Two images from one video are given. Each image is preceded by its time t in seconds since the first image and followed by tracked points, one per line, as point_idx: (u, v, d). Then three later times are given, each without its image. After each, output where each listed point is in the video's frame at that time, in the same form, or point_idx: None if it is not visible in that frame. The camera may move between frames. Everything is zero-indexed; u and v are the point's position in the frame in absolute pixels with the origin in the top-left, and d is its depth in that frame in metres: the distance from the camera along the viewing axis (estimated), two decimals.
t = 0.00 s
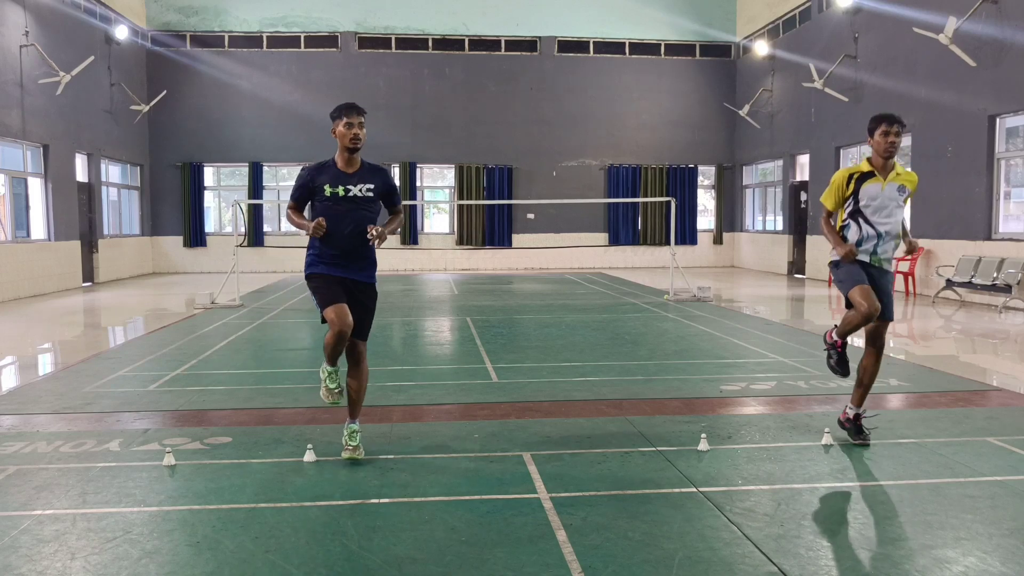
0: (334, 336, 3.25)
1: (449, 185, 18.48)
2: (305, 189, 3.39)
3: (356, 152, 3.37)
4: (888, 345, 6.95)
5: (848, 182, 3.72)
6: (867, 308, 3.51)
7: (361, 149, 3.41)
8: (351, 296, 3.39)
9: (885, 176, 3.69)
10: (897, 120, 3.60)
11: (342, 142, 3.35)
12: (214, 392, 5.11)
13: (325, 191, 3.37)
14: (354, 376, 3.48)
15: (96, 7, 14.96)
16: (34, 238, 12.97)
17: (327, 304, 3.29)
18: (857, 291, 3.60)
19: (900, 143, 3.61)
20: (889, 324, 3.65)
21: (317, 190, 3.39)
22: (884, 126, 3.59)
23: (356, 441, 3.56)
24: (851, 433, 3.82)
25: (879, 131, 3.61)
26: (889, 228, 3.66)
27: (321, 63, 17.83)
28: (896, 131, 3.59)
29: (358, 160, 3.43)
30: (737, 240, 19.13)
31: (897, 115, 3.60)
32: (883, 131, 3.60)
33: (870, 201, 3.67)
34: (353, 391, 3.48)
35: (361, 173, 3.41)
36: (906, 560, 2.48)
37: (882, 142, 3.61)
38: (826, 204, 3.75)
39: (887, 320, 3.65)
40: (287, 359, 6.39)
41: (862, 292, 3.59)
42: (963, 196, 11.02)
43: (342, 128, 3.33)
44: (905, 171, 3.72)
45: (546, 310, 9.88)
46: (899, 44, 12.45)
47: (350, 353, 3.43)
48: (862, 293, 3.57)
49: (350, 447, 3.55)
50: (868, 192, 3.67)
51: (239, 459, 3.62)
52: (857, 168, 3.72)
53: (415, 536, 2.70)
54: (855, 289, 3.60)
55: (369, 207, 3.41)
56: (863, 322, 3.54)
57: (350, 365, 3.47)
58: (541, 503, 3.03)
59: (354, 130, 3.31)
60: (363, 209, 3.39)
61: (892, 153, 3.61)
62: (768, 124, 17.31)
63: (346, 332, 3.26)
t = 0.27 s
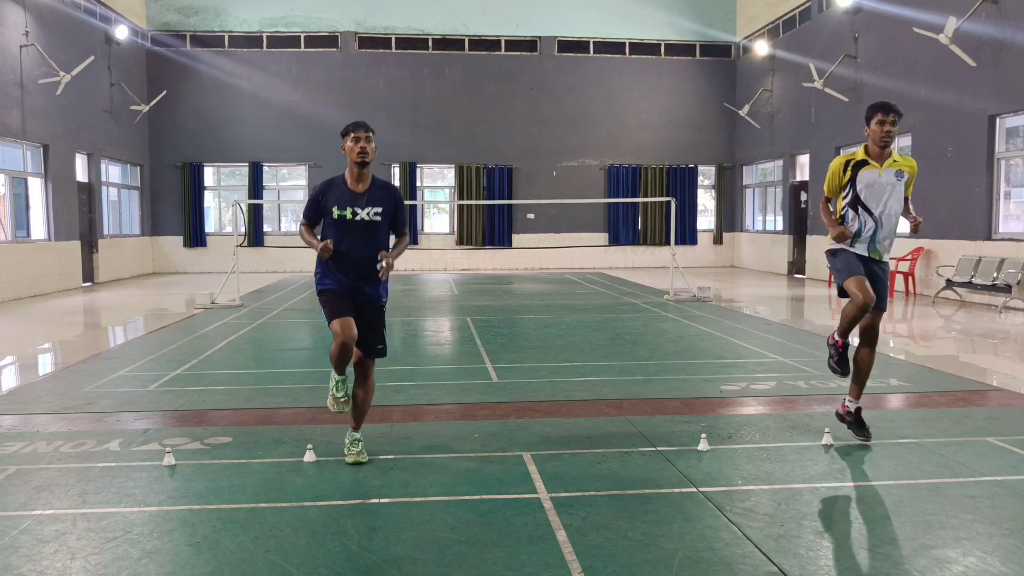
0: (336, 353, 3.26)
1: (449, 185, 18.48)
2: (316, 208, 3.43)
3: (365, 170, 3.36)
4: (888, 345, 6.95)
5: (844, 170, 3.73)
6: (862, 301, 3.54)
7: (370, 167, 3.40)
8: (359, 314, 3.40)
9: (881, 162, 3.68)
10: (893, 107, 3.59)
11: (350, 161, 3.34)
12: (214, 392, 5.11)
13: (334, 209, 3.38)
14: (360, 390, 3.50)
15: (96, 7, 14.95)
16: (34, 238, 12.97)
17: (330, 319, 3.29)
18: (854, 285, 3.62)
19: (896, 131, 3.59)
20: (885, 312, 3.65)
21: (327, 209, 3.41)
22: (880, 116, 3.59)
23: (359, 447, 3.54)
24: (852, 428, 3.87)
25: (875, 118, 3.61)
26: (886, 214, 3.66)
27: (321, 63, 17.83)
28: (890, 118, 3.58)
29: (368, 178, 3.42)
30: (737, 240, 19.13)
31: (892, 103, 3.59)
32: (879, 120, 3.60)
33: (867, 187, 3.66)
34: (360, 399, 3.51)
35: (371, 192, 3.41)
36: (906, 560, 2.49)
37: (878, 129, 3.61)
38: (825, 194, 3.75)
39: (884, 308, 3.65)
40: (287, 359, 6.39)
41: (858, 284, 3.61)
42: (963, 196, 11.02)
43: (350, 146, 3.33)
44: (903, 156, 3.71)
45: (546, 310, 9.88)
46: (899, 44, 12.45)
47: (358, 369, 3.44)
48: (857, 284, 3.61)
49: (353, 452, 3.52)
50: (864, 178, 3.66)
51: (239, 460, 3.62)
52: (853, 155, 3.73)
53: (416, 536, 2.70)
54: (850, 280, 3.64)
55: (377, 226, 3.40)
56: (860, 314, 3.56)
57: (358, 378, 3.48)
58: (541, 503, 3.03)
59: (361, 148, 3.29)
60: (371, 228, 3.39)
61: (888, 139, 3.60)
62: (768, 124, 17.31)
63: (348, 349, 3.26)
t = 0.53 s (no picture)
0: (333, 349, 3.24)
1: (449, 185, 18.48)
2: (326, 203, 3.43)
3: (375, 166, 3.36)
4: (888, 345, 6.94)
5: (841, 198, 3.73)
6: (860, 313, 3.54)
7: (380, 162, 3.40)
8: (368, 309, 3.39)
9: (878, 189, 3.67)
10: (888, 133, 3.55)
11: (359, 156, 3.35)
12: (214, 392, 5.11)
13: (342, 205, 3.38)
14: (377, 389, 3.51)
15: (95, 7, 14.95)
16: (34, 238, 12.97)
17: (332, 314, 3.29)
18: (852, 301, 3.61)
19: (891, 158, 3.56)
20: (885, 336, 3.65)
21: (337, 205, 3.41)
22: (874, 141, 3.56)
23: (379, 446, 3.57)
24: (844, 434, 3.84)
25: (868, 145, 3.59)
26: (882, 243, 3.66)
27: (321, 63, 17.83)
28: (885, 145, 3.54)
29: (378, 174, 3.42)
30: (737, 240, 19.13)
31: (888, 130, 3.55)
32: (873, 147, 3.57)
33: (862, 215, 3.66)
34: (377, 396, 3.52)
35: (381, 187, 3.40)
36: (906, 560, 2.48)
37: (873, 157, 3.58)
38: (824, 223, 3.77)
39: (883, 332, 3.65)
40: (287, 359, 6.38)
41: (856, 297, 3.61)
42: (963, 196, 11.02)
43: (359, 142, 3.33)
44: (900, 181, 3.69)
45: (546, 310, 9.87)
46: (899, 44, 12.45)
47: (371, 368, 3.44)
48: (856, 297, 3.60)
49: (372, 449, 3.56)
50: (860, 206, 3.65)
51: (239, 460, 3.62)
52: (850, 182, 3.73)
53: (416, 536, 2.70)
54: (849, 295, 3.62)
55: (387, 222, 3.39)
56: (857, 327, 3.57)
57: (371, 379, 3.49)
58: (541, 503, 3.03)
59: (370, 144, 3.30)
60: (381, 223, 3.38)
61: (883, 167, 3.58)
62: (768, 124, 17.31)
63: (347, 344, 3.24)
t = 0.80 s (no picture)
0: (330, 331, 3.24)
1: (449, 185, 18.47)
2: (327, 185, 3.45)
3: (377, 150, 3.37)
4: (888, 345, 6.94)
5: (843, 178, 3.74)
6: (859, 304, 3.54)
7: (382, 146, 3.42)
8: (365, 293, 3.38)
9: (880, 171, 3.68)
10: (892, 114, 3.56)
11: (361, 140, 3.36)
12: (214, 392, 5.11)
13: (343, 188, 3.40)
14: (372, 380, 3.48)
15: (95, 7, 14.95)
16: (34, 238, 12.97)
17: (328, 298, 3.31)
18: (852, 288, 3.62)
19: (895, 140, 3.57)
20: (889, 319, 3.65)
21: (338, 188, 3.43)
22: (878, 125, 3.55)
23: (378, 443, 3.58)
24: (861, 434, 3.81)
25: (871, 127, 3.59)
26: (883, 223, 3.66)
27: (321, 63, 17.83)
28: (889, 125, 3.54)
29: (379, 160, 3.43)
30: (737, 240, 19.13)
31: (892, 109, 3.55)
32: (876, 127, 3.57)
33: (866, 195, 3.66)
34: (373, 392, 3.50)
35: (382, 170, 3.42)
36: (906, 560, 2.49)
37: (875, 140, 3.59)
38: (824, 203, 3.76)
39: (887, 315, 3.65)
40: (287, 359, 6.38)
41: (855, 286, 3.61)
42: (963, 197, 11.02)
43: (361, 126, 3.35)
44: (901, 164, 3.69)
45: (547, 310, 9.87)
46: (899, 44, 12.45)
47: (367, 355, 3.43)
48: (856, 286, 3.60)
49: (371, 448, 3.56)
50: (862, 186, 3.66)
51: (239, 460, 3.62)
52: (852, 163, 3.74)
53: (416, 536, 2.70)
54: (847, 283, 3.64)
55: (386, 206, 3.40)
56: (857, 317, 3.57)
57: (367, 368, 3.47)
58: (541, 502, 3.03)
59: (371, 129, 3.31)
60: (381, 207, 3.39)
61: (888, 148, 3.58)
62: (768, 124, 17.31)
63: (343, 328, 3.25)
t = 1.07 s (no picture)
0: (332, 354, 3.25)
1: (449, 185, 18.47)
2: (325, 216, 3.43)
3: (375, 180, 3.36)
4: (888, 345, 6.94)
5: (840, 173, 3.72)
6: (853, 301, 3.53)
7: (381, 176, 3.41)
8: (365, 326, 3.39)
9: (876, 166, 3.65)
10: (888, 109, 3.52)
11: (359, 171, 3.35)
12: (213, 392, 5.11)
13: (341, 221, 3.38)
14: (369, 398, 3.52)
15: (96, 7, 14.95)
16: (34, 238, 12.97)
17: (329, 328, 3.29)
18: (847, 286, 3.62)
19: (888, 137, 3.53)
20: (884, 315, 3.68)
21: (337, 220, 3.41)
22: (869, 123, 3.53)
23: (371, 446, 3.58)
24: (863, 432, 3.79)
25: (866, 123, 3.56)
26: (879, 218, 3.65)
27: (321, 63, 17.83)
28: (882, 122, 3.51)
29: (378, 188, 3.42)
30: (737, 240, 19.13)
31: (888, 105, 3.52)
32: (869, 124, 3.54)
33: (862, 190, 3.65)
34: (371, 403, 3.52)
35: (380, 201, 3.40)
36: (906, 560, 2.48)
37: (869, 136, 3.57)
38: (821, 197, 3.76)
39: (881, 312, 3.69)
40: (287, 359, 6.38)
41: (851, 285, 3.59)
42: (963, 197, 11.02)
43: (359, 156, 3.33)
44: (899, 159, 3.67)
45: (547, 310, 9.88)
46: (899, 44, 12.45)
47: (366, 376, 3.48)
48: (850, 284, 3.58)
49: (364, 450, 3.57)
50: (858, 181, 3.65)
51: (239, 460, 3.62)
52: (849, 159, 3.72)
53: (416, 536, 2.70)
54: (841, 282, 3.63)
55: (385, 238, 3.38)
56: (851, 317, 3.57)
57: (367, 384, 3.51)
58: (541, 502, 3.03)
59: (369, 159, 3.30)
60: (379, 239, 3.38)
61: (881, 145, 3.55)
62: (768, 124, 17.31)
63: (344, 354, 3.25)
